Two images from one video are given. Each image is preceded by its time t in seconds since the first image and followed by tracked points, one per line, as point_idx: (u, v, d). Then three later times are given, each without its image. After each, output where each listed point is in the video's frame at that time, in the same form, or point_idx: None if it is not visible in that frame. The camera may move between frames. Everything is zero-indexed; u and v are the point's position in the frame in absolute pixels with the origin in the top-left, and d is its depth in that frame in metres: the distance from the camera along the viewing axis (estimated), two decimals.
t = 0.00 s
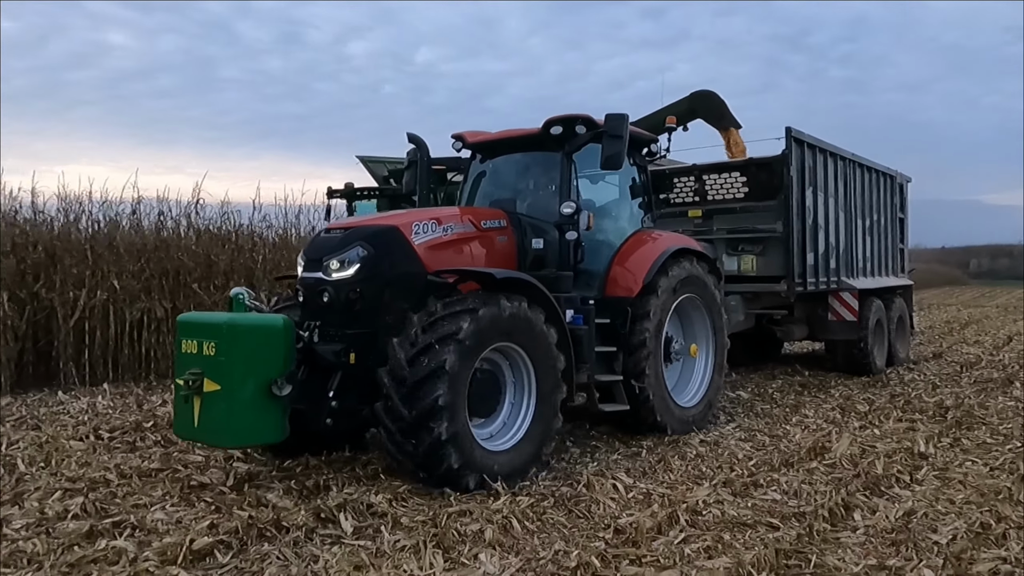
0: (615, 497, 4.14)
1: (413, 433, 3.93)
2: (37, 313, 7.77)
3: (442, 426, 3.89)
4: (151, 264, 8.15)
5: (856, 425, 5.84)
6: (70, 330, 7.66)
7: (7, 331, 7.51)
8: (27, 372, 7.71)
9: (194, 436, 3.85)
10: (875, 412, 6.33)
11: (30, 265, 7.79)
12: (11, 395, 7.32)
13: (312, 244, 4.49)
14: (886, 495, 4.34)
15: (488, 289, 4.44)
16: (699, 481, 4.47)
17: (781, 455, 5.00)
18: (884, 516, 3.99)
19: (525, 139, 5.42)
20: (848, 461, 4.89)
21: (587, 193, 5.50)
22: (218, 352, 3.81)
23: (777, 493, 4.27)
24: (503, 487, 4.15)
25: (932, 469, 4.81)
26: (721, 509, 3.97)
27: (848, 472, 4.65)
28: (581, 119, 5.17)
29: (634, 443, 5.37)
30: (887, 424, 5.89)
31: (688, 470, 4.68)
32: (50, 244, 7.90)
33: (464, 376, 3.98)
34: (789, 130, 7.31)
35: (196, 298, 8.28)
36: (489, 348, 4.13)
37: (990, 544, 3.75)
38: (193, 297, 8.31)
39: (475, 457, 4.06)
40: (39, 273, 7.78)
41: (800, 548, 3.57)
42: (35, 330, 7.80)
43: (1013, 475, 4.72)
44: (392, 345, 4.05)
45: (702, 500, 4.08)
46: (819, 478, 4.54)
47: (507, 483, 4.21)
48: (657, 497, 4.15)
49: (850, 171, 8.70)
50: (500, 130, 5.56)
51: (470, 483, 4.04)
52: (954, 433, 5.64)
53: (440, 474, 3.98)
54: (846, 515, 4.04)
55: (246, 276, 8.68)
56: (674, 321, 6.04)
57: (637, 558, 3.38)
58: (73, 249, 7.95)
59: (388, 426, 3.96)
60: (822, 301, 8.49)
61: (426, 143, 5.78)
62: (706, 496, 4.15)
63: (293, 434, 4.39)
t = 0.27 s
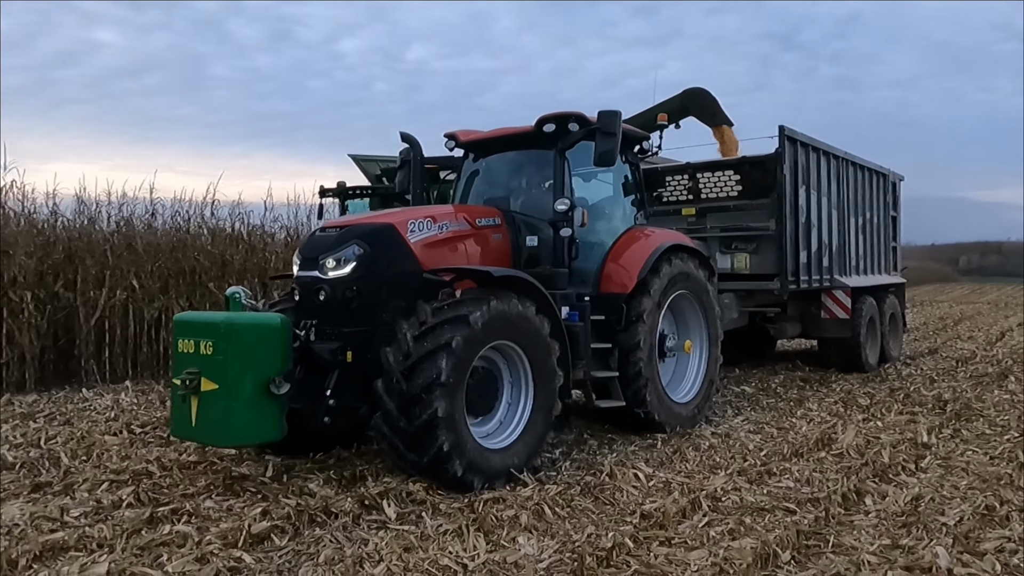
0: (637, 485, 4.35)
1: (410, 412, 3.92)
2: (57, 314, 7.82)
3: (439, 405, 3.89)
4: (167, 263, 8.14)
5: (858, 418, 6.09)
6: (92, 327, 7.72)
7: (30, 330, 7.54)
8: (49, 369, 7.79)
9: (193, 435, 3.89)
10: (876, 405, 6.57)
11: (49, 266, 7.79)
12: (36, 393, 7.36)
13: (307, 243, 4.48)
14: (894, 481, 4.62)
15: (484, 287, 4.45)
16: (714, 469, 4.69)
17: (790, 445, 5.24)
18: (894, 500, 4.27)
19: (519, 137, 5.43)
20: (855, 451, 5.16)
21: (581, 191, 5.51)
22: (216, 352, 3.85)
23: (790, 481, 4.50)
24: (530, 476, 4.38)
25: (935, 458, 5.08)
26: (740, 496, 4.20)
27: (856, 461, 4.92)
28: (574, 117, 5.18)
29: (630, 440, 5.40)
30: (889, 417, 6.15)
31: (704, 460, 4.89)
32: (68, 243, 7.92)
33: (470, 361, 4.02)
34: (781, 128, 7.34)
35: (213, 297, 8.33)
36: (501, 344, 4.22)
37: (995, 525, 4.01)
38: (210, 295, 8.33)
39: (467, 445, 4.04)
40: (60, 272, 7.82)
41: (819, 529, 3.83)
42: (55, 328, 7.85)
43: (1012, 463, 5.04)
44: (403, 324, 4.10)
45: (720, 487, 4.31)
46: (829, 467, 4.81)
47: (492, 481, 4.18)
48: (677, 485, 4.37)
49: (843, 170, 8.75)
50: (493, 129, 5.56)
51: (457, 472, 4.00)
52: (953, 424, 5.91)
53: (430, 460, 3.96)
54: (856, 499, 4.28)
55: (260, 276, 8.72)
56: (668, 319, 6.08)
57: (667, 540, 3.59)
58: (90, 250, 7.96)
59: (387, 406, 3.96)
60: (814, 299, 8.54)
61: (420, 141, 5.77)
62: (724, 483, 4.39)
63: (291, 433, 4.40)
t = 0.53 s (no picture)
0: (656, 467, 4.56)
1: (410, 377, 3.93)
2: (76, 308, 7.77)
3: (440, 371, 3.90)
4: (184, 258, 8.26)
5: (861, 404, 6.25)
6: (112, 321, 7.72)
7: (53, 322, 7.50)
8: (70, 362, 7.75)
9: (191, 430, 3.89)
10: (877, 392, 6.72)
11: (69, 261, 7.76)
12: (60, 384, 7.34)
13: (303, 237, 4.47)
14: (900, 462, 4.80)
15: (481, 280, 4.47)
16: (727, 454, 4.89)
17: (797, 431, 5.43)
18: (900, 479, 4.45)
19: (514, 129, 5.42)
20: (860, 435, 5.32)
21: (575, 183, 5.52)
22: (214, 346, 3.84)
23: (800, 463, 4.70)
24: (536, 468, 4.47)
25: (937, 441, 5.25)
26: (754, 477, 4.40)
27: (862, 444, 5.11)
28: (569, 109, 5.17)
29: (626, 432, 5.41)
30: (890, 403, 6.32)
31: (717, 445, 5.09)
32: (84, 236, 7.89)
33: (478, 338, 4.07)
34: (776, 120, 7.35)
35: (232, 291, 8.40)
36: (509, 335, 4.27)
37: (998, 500, 4.20)
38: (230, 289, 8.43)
39: (460, 422, 4.02)
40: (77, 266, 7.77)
41: (829, 506, 4.01)
42: (75, 322, 7.80)
43: (1011, 446, 5.22)
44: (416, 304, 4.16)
45: (734, 469, 4.51)
46: (836, 449, 5.00)
47: (478, 467, 4.12)
48: (693, 468, 4.56)
49: (838, 163, 8.77)
50: (488, 121, 5.55)
51: (445, 447, 3.96)
52: (952, 410, 6.08)
53: (422, 433, 3.94)
54: (864, 479, 4.46)
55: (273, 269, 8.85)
56: (663, 310, 6.10)
57: (690, 516, 3.78)
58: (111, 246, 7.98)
59: (388, 374, 3.96)
60: (808, 291, 8.57)
61: (415, 135, 5.76)
62: (737, 466, 4.58)
63: (289, 428, 4.39)
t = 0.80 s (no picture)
0: (675, 452, 4.71)
1: (420, 338, 3.97)
2: (101, 302, 7.82)
3: (450, 335, 3.94)
4: (206, 252, 8.45)
5: (866, 394, 6.37)
6: (137, 313, 7.81)
7: (81, 313, 7.52)
8: (95, 354, 7.77)
9: (193, 421, 3.90)
10: (881, 382, 6.84)
11: (97, 254, 7.82)
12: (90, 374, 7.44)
13: (305, 229, 4.47)
14: (907, 447, 4.94)
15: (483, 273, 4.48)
16: (740, 439, 5.04)
17: (806, 418, 5.58)
18: (908, 463, 4.59)
19: (517, 123, 5.42)
20: (866, 422, 5.46)
21: (577, 176, 5.52)
22: (216, 338, 3.85)
23: (813, 448, 4.86)
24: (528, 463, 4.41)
25: (940, 428, 5.38)
26: (770, 460, 4.56)
27: (870, 430, 5.25)
28: (572, 103, 5.17)
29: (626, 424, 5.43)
30: (894, 391, 6.44)
31: (731, 431, 5.24)
32: (106, 231, 7.92)
33: (491, 321, 4.16)
34: (776, 114, 7.35)
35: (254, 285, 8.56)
36: (518, 330, 4.34)
37: (1000, 480, 4.39)
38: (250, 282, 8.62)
39: (460, 398, 4.01)
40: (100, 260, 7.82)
41: (842, 486, 4.19)
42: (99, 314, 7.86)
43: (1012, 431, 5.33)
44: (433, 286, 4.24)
45: (748, 453, 4.65)
46: (846, 435, 5.15)
47: (469, 452, 4.06)
48: (709, 452, 4.72)
49: (836, 156, 8.78)
50: (491, 114, 5.55)
51: (441, 418, 3.93)
52: (955, 398, 6.19)
53: (419, 407, 3.92)
54: (874, 462, 4.62)
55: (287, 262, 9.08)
56: (664, 304, 6.12)
57: (711, 495, 3.95)
58: (134, 241, 8.02)
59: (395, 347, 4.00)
60: (807, 284, 8.59)
61: (417, 127, 5.77)
62: (752, 449, 4.74)
63: (291, 420, 4.40)
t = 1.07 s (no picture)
0: (700, 439, 4.91)
1: (438, 310, 4.02)
2: (132, 295, 8.01)
3: (466, 311, 3.99)
4: (231, 245, 8.59)
5: (879, 383, 6.51)
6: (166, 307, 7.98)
7: (113, 306, 7.73)
8: (126, 345, 7.96)
9: (203, 415, 3.92)
10: (893, 372, 6.97)
11: (126, 248, 8.03)
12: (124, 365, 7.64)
13: (314, 222, 4.47)
14: (922, 434, 5.10)
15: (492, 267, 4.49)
16: (761, 426, 5.21)
17: (823, 406, 5.74)
18: (925, 450, 4.75)
19: (524, 116, 5.41)
20: (882, 410, 5.63)
21: (585, 170, 5.52)
22: (225, 332, 3.86)
23: (832, 435, 5.02)
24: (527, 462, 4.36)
25: (954, 416, 5.54)
26: (792, 447, 4.74)
27: (886, 418, 5.41)
28: (581, 96, 5.16)
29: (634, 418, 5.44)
30: (907, 382, 6.58)
31: (751, 418, 5.42)
32: (134, 225, 8.13)
33: (507, 318, 4.24)
34: (782, 106, 7.33)
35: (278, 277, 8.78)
36: (533, 335, 4.41)
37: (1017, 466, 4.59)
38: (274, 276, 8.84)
39: (467, 379, 4.01)
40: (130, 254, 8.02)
41: (864, 471, 4.36)
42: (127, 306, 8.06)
43: None
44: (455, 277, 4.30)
45: (770, 441, 4.83)
46: (863, 423, 5.31)
47: (468, 435, 4.02)
48: (732, 439, 4.90)
49: (842, 149, 8.75)
50: (498, 107, 5.54)
51: (446, 390, 3.91)
52: (967, 388, 6.32)
53: (427, 386, 3.92)
54: (893, 449, 4.78)
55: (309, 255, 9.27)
56: (671, 298, 6.12)
57: (741, 480, 4.14)
58: (162, 234, 8.22)
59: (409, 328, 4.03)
60: (813, 277, 8.59)
61: (424, 120, 5.76)
62: (773, 437, 4.91)
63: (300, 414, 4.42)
